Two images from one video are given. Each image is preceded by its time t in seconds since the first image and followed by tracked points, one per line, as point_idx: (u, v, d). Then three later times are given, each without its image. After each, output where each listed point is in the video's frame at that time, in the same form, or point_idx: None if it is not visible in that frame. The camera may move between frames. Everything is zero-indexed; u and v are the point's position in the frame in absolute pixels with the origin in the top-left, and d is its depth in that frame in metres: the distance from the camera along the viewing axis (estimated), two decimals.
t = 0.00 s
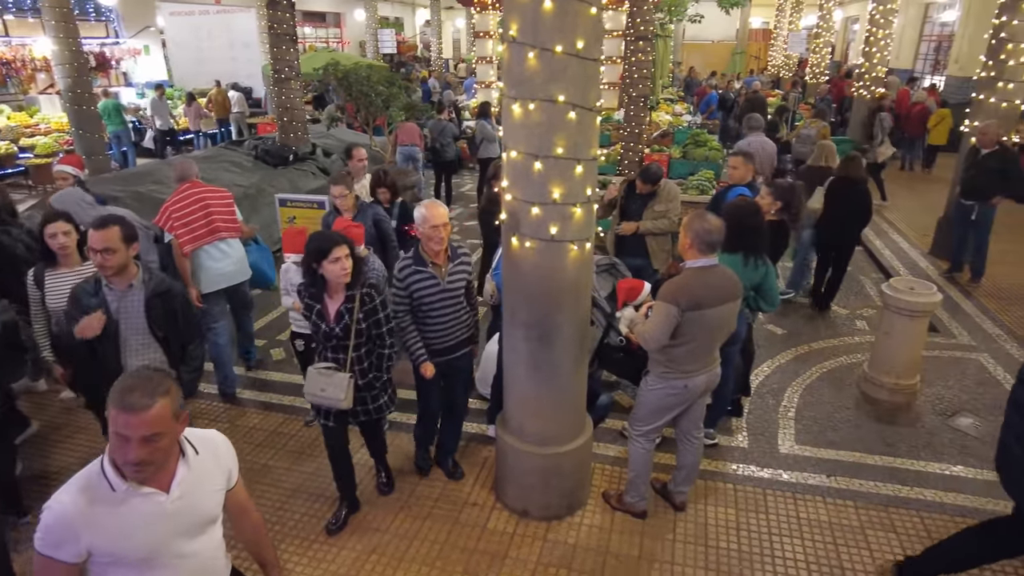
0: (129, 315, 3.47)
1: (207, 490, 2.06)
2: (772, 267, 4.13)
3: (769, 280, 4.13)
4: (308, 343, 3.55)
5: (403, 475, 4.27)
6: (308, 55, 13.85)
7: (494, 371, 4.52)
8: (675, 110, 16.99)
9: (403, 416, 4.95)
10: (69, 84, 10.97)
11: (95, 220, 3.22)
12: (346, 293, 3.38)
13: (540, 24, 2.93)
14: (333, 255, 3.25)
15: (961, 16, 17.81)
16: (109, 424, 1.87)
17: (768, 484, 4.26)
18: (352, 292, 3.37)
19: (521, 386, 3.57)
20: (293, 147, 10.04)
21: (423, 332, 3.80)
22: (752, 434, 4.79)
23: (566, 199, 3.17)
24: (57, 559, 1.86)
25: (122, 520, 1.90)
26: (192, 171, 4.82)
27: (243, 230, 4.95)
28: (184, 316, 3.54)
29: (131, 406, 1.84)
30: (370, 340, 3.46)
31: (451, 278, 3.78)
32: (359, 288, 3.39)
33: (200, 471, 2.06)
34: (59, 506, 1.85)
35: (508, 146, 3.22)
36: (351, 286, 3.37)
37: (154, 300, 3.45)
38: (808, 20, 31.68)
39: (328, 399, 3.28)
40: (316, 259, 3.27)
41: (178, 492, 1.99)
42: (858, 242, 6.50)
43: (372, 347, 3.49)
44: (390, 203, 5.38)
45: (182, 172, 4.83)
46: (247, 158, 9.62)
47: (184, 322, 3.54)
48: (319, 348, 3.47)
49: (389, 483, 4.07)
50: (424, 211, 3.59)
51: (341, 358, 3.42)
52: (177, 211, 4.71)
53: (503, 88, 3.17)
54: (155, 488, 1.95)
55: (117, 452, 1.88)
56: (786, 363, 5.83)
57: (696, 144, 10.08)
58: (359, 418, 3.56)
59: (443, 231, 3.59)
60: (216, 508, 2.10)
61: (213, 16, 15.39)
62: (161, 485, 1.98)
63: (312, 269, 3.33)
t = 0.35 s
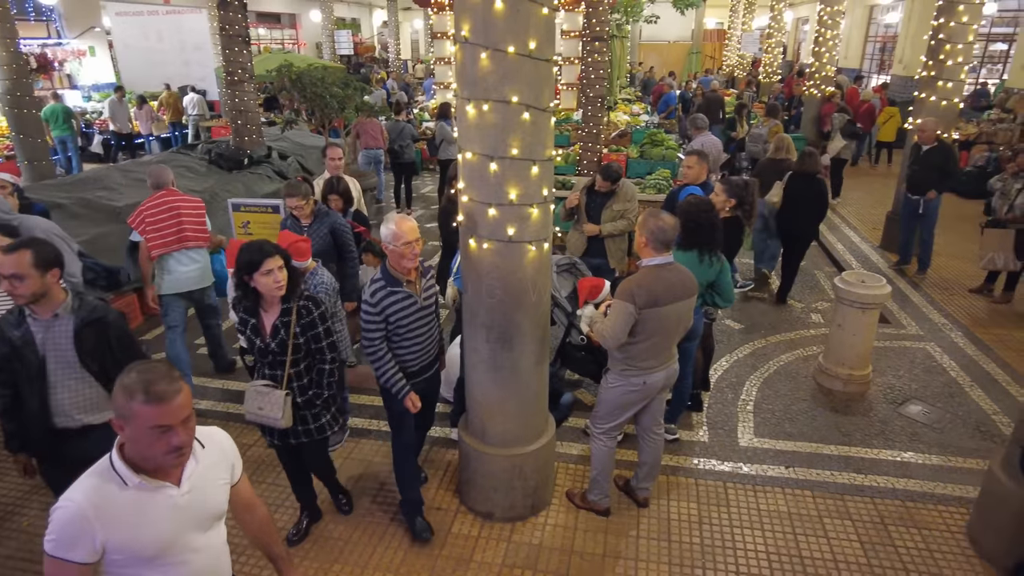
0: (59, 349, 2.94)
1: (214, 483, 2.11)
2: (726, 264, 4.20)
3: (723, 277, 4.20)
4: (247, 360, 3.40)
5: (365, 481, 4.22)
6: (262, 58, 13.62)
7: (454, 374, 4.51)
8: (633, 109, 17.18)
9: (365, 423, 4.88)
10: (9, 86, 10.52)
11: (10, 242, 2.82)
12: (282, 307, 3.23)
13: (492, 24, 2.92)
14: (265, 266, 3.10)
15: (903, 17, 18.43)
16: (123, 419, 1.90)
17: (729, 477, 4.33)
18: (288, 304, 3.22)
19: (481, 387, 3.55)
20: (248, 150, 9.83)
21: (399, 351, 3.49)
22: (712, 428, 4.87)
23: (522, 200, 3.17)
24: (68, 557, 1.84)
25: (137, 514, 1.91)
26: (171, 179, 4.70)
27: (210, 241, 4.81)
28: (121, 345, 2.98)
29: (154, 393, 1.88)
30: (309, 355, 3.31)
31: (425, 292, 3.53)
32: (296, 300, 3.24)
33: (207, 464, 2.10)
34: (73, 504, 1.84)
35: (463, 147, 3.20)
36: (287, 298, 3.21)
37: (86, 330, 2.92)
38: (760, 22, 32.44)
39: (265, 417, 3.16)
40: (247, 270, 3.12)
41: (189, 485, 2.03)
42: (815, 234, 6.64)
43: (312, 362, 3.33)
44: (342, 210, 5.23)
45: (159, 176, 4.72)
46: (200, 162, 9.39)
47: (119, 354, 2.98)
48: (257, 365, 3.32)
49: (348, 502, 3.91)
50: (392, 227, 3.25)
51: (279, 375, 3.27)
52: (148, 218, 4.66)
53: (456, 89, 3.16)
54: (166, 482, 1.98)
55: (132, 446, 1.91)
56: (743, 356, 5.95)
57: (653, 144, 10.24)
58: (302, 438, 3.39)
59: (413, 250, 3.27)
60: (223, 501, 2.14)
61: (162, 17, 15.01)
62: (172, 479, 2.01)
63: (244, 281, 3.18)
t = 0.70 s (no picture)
0: None
1: (227, 494, 2.09)
2: (691, 261, 4.26)
3: (688, 274, 4.26)
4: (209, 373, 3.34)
5: (335, 487, 4.17)
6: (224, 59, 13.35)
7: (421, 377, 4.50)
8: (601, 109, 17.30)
9: (334, 428, 4.84)
10: None
11: None
12: (243, 314, 3.18)
13: (453, 24, 2.91)
14: (224, 271, 3.05)
15: (861, 17, 18.85)
16: (136, 451, 1.84)
17: (698, 472, 4.38)
18: (249, 312, 3.18)
19: (451, 390, 3.54)
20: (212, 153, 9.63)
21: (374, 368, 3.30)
22: (682, 424, 4.92)
23: (488, 200, 3.17)
24: None
25: (167, 543, 1.87)
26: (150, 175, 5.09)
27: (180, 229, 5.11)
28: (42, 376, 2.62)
29: (169, 408, 1.86)
30: (274, 363, 3.26)
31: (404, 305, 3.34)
32: (258, 307, 3.20)
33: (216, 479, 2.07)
34: (99, 548, 1.78)
35: (427, 148, 3.18)
36: (248, 305, 3.17)
37: None
38: (723, 22, 32.90)
39: (234, 431, 3.06)
40: (205, 278, 3.09)
41: (207, 502, 2.01)
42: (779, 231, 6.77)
43: (277, 370, 3.28)
44: (303, 215, 5.13)
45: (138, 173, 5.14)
46: (161, 166, 9.19)
47: (41, 386, 2.62)
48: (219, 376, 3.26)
49: (341, 543, 3.61)
50: (368, 238, 3.06)
51: (243, 386, 3.22)
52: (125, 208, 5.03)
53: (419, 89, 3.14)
54: (185, 505, 1.95)
55: (152, 475, 1.86)
56: (711, 352, 6.04)
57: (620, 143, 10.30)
58: (270, 449, 3.32)
59: (389, 266, 3.11)
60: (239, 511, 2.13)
61: (121, 17, 14.67)
62: (190, 501, 1.98)
63: (203, 289, 3.14)
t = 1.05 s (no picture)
0: None
1: (280, 503, 2.00)
2: (673, 260, 4.29)
3: (671, 272, 4.30)
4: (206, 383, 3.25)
5: (319, 489, 4.15)
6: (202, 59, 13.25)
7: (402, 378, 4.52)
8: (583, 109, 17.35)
9: (319, 431, 4.81)
10: None
11: None
12: (243, 319, 3.12)
13: (433, 24, 2.90)
14: (222, 276, 3.01)
15: (839, 18, 19.07)
16: (193, 471, 1.74)
17: (683, 470, 4.41)
18: (249, 317, 3.12)
19: (438, 392, 3.52)
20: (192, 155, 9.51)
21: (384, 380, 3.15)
22: (666, 422, 4.95)
23: (470, 201, 3.17)
24: None
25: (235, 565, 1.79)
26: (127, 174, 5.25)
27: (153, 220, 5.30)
28: None
29: (221, 422, 1.79)
30: (274, 369, 3.20)
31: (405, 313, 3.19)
32: (257, 313, 3.15)
33: (267, 492, 1.97)
34: None
35: (409, 148, 3.17)
36: (247, 310, 3.12)
37: None
38: (704, 22, 33.14)
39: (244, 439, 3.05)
40: (203, 283, 3.03)
41: (266, 516, 1.92)
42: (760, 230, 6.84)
43: (277, 376, 3.22)
44: (281, 220, 5.08)
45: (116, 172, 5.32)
46: (139, 167, 9.07)
47: None
48: (218, 386, 3.16)
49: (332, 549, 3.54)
50: (371, 244, 2.91)
51: (245, 394, 3.14)
52: (103, 209, 5.22)
53: (400, 90, 3.13)
54: (244, 522, 1.85)
55: (211, 496, 1.77)
56: (695, 350, 6.08)
57: (602, 143, 10.37)
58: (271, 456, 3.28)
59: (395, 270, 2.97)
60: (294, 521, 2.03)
61: (97, 16, 14.55)
62: (249, 518, 1.89)
63: (200, 295, 3.07)
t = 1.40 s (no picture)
0: None
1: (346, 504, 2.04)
2: (660, 259, 4.31)
3: (657, 271, 4.31)
4: (211, 389, 3.18)
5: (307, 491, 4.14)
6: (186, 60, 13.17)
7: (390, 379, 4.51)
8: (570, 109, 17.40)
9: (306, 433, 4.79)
10: None
11: None
12: (258, 322, 3.11)
13: (418, 25, 2.90)
14: (235, 278, 2.93)
15: (823, 18, 19.22)
16: (291, 458, 1.79)
17: (670, 468, 4.43)
18: (263, 320, 3.12)
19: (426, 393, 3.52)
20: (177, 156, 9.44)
21: (415, 392, 3.07)
22: (654, 420, 4.97)
23: (457, 201, 3.17)
24: None
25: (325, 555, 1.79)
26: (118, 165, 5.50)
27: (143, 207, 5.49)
28: None
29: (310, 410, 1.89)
30: (288, 372, 3.23)
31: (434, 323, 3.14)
32: (270, 316, 3.16)
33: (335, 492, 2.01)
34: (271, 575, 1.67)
35: (395, 149, 3.17)
36: (262, 313, 3.11)
37: None
38: (690, 23, 33.30)
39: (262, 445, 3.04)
40: (213, 287, 2.97)
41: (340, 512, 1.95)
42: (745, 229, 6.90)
43: (291, 380, 3.25)
44: (259, 221, 4.80)
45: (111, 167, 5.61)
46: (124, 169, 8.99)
47: None
48: (229, 391, 3.13)
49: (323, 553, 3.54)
50: (400, 250, 2.87)
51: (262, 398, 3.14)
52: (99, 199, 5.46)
53: (386, 90, 3.12)
54: (326, 516, 1.88)
55: (303, 484, 1.82)
56: (682, 348, 6.11)
57: (589, 143, 10.40)
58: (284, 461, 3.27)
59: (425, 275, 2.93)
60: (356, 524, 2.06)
61: (78, 15, 14.80)
62: (326, 513, 1.92)
63: (212, 298, 3.01)
